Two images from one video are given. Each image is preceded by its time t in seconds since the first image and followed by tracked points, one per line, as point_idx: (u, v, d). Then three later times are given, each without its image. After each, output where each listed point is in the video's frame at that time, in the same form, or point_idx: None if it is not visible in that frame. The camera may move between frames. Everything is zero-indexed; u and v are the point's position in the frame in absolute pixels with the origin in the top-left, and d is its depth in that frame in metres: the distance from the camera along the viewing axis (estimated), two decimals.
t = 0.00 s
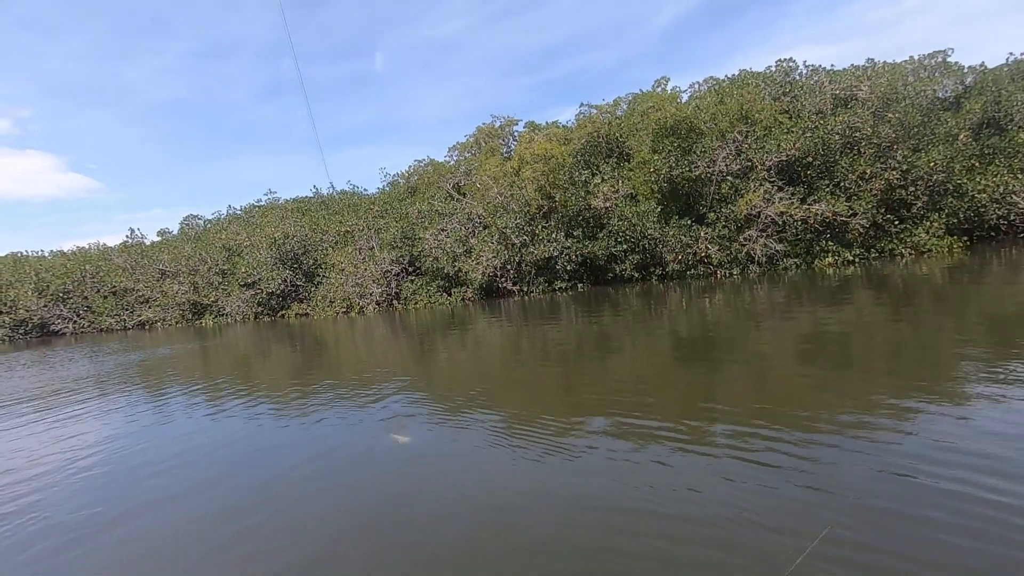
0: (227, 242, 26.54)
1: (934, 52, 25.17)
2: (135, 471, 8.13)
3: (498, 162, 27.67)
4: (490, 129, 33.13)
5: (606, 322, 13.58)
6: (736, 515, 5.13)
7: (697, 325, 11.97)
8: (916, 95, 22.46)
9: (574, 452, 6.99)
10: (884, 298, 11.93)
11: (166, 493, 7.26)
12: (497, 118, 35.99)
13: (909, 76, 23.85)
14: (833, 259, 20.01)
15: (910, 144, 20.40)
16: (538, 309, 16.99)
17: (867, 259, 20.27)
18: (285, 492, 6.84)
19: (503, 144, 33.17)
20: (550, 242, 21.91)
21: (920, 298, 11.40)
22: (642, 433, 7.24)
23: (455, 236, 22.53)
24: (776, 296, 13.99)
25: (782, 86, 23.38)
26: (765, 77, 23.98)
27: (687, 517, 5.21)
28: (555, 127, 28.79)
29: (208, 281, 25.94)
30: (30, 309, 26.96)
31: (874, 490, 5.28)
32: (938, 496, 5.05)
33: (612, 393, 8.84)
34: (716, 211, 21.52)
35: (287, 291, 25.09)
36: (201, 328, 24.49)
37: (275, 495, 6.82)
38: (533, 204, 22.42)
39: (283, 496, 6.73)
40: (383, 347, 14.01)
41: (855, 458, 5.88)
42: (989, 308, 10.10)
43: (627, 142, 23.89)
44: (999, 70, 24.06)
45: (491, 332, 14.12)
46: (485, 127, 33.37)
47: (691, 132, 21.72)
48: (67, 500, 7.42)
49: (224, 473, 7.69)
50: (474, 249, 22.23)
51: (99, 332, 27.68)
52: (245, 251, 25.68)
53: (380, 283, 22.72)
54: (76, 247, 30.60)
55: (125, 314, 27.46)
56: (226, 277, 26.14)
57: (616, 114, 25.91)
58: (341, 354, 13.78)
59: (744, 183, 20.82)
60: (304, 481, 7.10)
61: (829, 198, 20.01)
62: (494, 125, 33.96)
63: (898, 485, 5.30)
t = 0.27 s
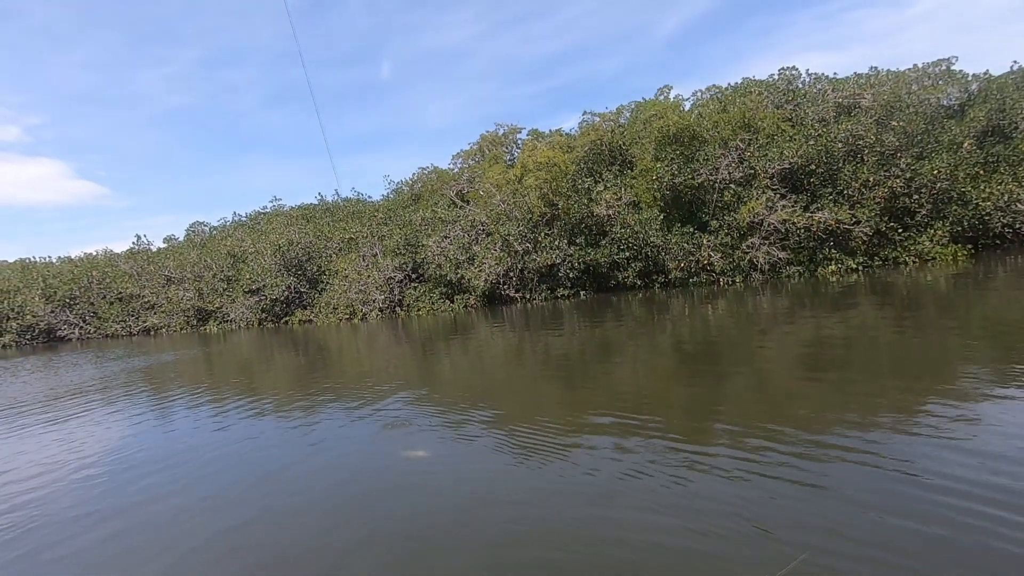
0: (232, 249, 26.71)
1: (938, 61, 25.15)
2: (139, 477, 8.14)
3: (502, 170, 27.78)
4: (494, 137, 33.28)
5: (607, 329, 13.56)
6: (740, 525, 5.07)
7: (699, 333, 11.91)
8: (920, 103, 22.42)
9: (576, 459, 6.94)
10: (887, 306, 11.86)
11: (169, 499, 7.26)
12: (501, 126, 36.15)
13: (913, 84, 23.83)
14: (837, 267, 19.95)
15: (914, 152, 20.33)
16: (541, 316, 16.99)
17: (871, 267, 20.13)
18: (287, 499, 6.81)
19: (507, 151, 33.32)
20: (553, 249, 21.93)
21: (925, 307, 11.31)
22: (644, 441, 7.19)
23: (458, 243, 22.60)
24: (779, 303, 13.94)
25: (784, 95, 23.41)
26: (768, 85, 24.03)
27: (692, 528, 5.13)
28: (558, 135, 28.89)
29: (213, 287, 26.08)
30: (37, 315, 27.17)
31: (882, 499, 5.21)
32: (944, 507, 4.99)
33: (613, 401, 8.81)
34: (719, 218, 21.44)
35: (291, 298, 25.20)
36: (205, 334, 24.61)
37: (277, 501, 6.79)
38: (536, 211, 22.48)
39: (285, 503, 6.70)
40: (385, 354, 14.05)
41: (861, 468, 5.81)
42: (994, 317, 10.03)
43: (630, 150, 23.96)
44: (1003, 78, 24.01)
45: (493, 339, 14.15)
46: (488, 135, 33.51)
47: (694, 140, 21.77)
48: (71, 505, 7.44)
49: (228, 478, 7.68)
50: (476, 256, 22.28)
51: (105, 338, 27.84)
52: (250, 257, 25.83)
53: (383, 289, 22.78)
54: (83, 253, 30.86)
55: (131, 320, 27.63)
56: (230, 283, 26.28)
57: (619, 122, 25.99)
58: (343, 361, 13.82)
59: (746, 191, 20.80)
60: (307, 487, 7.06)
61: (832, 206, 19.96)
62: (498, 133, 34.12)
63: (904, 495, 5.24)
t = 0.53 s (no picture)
0: (235, 254, 26.82)
1: (939, 64, 25.12)
2: (145, 479, 8.18)
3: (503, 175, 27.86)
4: (496, 142, 33.37)
5: (607, 334, 13.56)
6: (743, 528, 5.04)
7: (701, 337, 11.90)
8: (921, 107, 22.38)
9: (580, 462, 6.94)
10: (890, 310, 11.84)
11: (172, 502, 7.29)
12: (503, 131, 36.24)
13: (914, 88, 23.80)
14: (838, 271, 19.90)
15: (916, 156, 20.29)
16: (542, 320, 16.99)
17: (873, 271, 20.08)
18: (293, 502, 6.81)
19: (509, 157, 33.42)
20: (554, 254, 21.95)
21: (927, 310, 11.29)
22: (648, 444, 7.20)
23: (460, 248, 22.64)
24: (780, 308, 13.90)
25: (786, 99, 23.38)
26: (769, 89, 24.04)
27: (698, 530, 5.12)
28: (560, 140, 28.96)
29: (216, 292, 26.18)
30: (42, 320, 27.31)
31: (888, 500, 5.19)
32: (948, 509, 4.95)
33: (616, 404, 8.81)
34: (721, 222, 21.38)
35: (293, 302, 25.27)
36: (208, 339, 24.68)
37: (279, 504, 6.80)
38: (537, 216, 22.50)
39: (287, 506, 6.71)
40: (385, 358, 14.08)
41: (867, 469, 5.80)
42: (997, 320, 10.00)
43: (631, 154, 24.00)
44: (1005, 81, 23.95)
45: (494, 344, 14.19)
46: (490, 140, 33.60)
47: (695, 144, 21.79)
48: (77, 507, 7.48)
49: (233, 482, 7.69)
50: (478, 261, 22.32)
51: (109, 343, 27.95)
52: (253, 262, 25.93)
53: (385, 294, 22.83)
54: (88, 258, 31.05)
55: (134, 324, 27.75)
56: (233, 288, 26.38)
57: (620, 126, 26.03)
58: (344, 365, 13.86)
59: (747, 195, 20.77)
60: (313, 491, 7.07)
61: (834, 210, 19.92)
62: (500, 138, 34.22)
63: (909, 496, 5.23)
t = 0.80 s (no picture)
0: (233, 256, 26.83)
1: (935, 65, 25.17)
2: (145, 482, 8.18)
3: (501, 176, 27.92)
4: (493, 144, 33.41)
5: (604, 334, 13.60)
6: (743, 527, 5.05)
7: (699, 338, 11.93)
8: (918, 107, 22.42)
9: (580, 463, 6.93)
10: (887, 310, 11.85)
11: (171, 503, 7.31)
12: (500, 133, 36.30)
13: (911, 89, 23.83)
14: (834, 271, 19.97)
15: (912, 157, 20.33)
16: (540, 321, 17.02)
17: (868, 271, 20.16)
18: (292, 503, 6.83)
19: (506, 158, 33.47)
20: (551, 255, 21.99)
21: (925, 310, 11.30)
22: (648, 445, 7.20)
23: (458, 250, 22.67)
24: (776, 308, 13.93)
25: (782, 100, 23.43)
26: (766, 90, 24.08)
27: (701, 531, 5.10)
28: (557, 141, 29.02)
29: (214, 294, 26.18)
30: (40, 323, 27.33)
31: (888, 502, 5.19)
32: (944, 509, 4.97)
33: (614, 404, 8.83)
34: (717, 223, 21.44)
35: (291, 304, 25.28)
36: (206, 341, 24.68)
37: (278, 506, 6.82)
38: (534, 217, 22.48)
39: (286, 508, 6.73)
40: (383, 360, 14.12)
41: (868, 470, 5.79)
42: (994, 320, 10.00)
43: (628, 156, 24.07)
44: (1001, 82, 23.98)
45: (492, 345, 14.24)
46: (488, 142, 33.64)
47: (692, 145, 21.84)
48: (77, 509, 7.47)
49: (233, 484, 7.66)
50: (475, 262, 22.34)
51: (107, 345, 27.95)
52: (251, 264, 25.94)
53: (382, 296, 22.84)
54: (86, 261, 31.05)
55: (133, 327, 27.75)
56: (231, 290, 26.38)
57: (617, 128, 26.07)
58: (341, 367, 13.89)
59: (743, 196, 20.81)
60: (313, 493, 7.05)
61: (830, 210, 19.97)
62: (497, 140, 34.26)
63: (909, 497, 5.23)
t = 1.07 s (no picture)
0: (229, 257, 26.78)
1: (929, 64, 25.23)
2: (139, 484, 8.14)
3: (497, 177, 27.91)
4: (489, 144, 33.43)
5: (599, 334, 13.64)
6: (738, 526, 5.08)
7: (694, 336, 11.97)
8: (912, 106, 22.48)
9: (577, 463, 6.91)
10: (881, 309, 11.88)
11: (167, 504, 7.31)
12: (496, 133, 36.30)
13: (905, 87, 23.89)
14: (829, 270, 20.05)
15: (906, 155, 20.40)
16: (535, 321, 17.03)
17: (863, 269, 20.24)
18: (288, 503, 6.85)
19: (502, 158, 33.47)
20: (547, 255, 21.99)
21: (918, 309, 11.33)
22: (644, 444, 7.19)
23: (454, 250, 22.68)
24: (770, 307, 13.98)
25: (777, 99, 23.47)
26: (761, 89, 24.12)
27: (700, 532, 5.07)
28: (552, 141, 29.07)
29: (210, 295, 26.14)
30: (36, 325, 27.26)
31: (882, 500, 5.21)
32: (935, 507, 5.02)
33: (609, 404, 8.84)
34: (712, 222, 21.49)
35: (288, 305, 25.25)
36: (202, 343, 24.65)
37: (274, 506, 6.83)
38: (530, 216, 22.32)
39: (282, 508, 6.74)
40: (379, 360, 14.13)
41: (862, 468, 5.83)
42: (987, 318, 10.05)
43: (623, 155, 24.12)
44: (994, 80, 24.06)
45: (488, 345, 14.25)
46: (483, 142, 33.64)
47: (687, 145, 21.88)
48: (70, 513, 7.43)
49: (230, 485, 7.67)
50: (471, 263, 22.36)
51: (103, 347, 27.89)
52: (247, 266, 25.91)
53: (379, 296, 22.84)
54: (82, 263, 30.97)
55: (129, 329, 27.69)
56: (227, 291, 26.34)
57: (612, 128, 26.09)
58: (337, 367, 13.89)
59: (738, 195, 20.87)
60: (310, 495, 7.01)
61: (825, 209, 20.04)
62: (493, 140, 34.26)
63: (904, 497, 5.23)
